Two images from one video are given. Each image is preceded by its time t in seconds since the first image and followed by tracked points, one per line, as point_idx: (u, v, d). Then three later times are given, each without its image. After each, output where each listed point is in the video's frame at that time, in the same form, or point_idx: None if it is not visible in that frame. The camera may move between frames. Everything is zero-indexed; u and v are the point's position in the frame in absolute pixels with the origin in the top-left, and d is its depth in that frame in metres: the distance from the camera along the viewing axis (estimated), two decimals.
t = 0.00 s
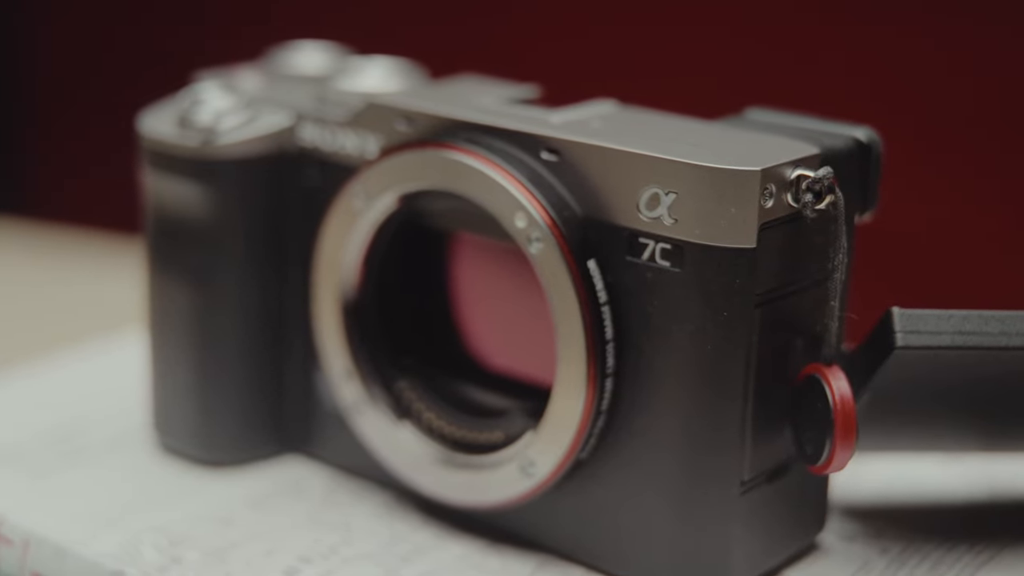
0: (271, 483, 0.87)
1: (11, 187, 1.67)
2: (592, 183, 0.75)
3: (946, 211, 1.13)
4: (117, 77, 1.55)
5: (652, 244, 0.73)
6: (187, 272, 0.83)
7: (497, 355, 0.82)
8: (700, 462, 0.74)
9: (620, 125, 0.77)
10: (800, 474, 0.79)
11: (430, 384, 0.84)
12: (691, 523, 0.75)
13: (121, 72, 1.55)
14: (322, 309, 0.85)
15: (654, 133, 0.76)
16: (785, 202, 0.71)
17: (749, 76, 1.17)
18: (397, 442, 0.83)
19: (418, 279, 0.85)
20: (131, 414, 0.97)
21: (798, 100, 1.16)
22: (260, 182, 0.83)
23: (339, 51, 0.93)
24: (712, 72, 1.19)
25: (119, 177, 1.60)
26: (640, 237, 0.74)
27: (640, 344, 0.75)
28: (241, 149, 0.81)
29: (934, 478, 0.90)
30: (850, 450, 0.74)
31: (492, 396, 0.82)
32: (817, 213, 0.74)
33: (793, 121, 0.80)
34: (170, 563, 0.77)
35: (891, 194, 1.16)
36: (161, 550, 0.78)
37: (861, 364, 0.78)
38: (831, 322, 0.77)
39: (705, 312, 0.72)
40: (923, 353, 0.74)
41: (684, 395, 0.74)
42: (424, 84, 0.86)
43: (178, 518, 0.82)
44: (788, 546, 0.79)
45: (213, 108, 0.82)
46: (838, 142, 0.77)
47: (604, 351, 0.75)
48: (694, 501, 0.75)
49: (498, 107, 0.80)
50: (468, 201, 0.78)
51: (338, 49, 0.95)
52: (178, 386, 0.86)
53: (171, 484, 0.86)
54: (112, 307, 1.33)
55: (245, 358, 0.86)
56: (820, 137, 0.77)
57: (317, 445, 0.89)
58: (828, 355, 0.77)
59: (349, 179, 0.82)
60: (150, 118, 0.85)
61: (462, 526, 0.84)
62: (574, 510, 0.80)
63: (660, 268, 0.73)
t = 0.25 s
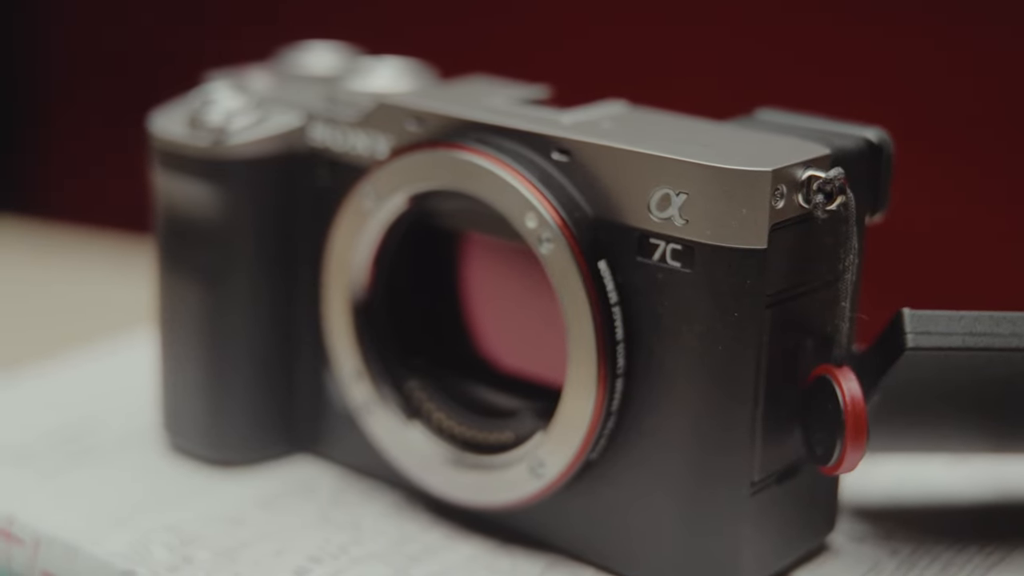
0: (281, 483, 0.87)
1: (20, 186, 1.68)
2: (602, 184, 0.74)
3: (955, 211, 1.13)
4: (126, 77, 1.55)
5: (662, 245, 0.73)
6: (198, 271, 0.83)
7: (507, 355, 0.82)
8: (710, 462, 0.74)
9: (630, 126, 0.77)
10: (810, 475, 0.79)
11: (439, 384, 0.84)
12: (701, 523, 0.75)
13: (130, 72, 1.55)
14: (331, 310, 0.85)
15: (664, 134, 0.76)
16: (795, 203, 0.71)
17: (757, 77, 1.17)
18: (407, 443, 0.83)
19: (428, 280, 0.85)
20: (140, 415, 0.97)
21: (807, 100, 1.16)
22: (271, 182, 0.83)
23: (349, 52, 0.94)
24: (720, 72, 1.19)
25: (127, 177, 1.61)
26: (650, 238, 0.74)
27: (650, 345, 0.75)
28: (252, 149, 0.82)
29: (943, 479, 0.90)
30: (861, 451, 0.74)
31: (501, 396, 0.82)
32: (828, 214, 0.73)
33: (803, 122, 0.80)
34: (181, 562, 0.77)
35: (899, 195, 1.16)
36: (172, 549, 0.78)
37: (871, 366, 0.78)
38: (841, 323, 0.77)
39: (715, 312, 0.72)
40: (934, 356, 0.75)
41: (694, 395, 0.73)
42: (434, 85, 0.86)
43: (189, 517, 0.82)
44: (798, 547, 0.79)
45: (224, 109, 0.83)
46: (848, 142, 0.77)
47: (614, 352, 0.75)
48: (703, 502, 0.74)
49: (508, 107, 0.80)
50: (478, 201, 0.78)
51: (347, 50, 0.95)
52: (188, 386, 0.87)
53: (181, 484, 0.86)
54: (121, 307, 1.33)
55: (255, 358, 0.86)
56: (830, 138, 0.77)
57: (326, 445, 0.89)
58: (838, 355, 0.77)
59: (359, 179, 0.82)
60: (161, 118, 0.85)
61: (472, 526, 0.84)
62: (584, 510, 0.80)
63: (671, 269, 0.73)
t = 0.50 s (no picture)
0: (291, 482, 0.87)
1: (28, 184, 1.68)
2: (612, 184, 0.74)
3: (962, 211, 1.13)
4: (134, 77, 1.56)
5: (673, 245, 0.73)
6: (207, 271, 0.83)
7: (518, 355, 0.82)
8: (720, 462, 0.74)
9: (641, 126, 0.77)
10: (820, 475, 0.79)
11: (449, 384, 0.84)
12: (710, 524, 0.75)
13: (138, 72, 1.55)
14: (341, 309, 0.85)
15: (675, 134, 0.76)
16: (806, 204, 0.71)
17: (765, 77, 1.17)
18: (417, 442, 0.83)
19: (438, 280, 0.85)
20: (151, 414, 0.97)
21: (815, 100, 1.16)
22: (281, 182, 0.83)
23: (359, 52, 0.94)
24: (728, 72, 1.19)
25: (135, 176, 1.61)
26: (661, 238, 0.73)
27: (661, 345, 0.75)
28: (262, 149, 0.82)
29: (952, 480, 0.90)
30: (871, 451, 0.74)
31: (511, 396, 0.82)
32: (839, 215, 0.73)
33: (814, 122, 0.80)
34: (190, 561, 0.77)
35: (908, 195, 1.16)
36: (182, 549, 0.78)
37: (882, 368, 0.79)
38: (852, 323, 0.76)
39: (726, 313, 0.72)
40: (945, 356, 0.75)
41: (705, 396, 0.73)
42: (444, 85, 0.86)
43: (199, 517, 0.82)
44: (808, 548, 0.79)
45: (234, 108, 0.83)
46: (859, 143, 0.77)
47: (625, 352, 0.75)
48: (713, 502, 0.74)
49: (518, 107, 0.80)
50: (489, 201, 0.78)
51: (358, 49, 0.95)
52: (198, 386, 0.87)
53: (191, 483, 0.86)
54: (128, 307, 1.33)
55: (265, 357, 0.86)
56: (841, 138, 0.77)
57: (336, 445, 0.89)
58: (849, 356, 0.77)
59: (369, 179, 0.82)
60: (172, 118, 0.86)
61: (481, 526, 0.84)
62: (593, 510, 0.80)
63: (681, 269, 0.73)
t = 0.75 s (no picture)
0: (298, 483, 0.87)
1: (36, 184, 1.68)
2: (621, 184, 0.74)
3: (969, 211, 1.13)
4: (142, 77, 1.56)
5: (681, 246, 0.73)
6: (216, 271, 0.83)
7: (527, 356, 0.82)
8: (728, 463, 0.74)
9: (650, 126, 0.77)
10: (829, 476, 0.79)
11: (457, 385, 0.84)
12: (718, 524, 0.75)
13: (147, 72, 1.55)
14: (349, 309, 0.85)
15: (684, 135, 0.76)
16: (815, 205, 0.71)
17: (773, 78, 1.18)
18: (425, 443, 0.83)
19: (447, 281, 0.85)
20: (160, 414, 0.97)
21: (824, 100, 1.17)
22: (289, 182, 0.83)
23: (369, 52, 0.94)
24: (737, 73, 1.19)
25: (143, 177, 1.61)
26: (669, 239, 0.73)
27: (670, 346, 0.75)
28: (271, 149, 0.82)
29: (961, 481, 0.90)
30: (879, 452, 0.74)
31: (519, 397, 0.82)
32: (848, 216, 0.73)
33: (823, 123, 0.80)
34: (198, 561, 0.77)
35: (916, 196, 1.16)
36: (189, 548, 0.78)
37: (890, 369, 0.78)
38: (861, 324, 0.76)
39: (734, 314, 0.71)
40: (954, 357, 0.75)
41: (713, 396, 0.73)
42: (453, 85, 0.86)
43: (206, 516, 0.82)
44: (816, 548, 0.79)
45: (243, 108, 0.83)
46: (867, 143, 0.77)
47: (633, 353, 0.75)
48: (721, 503, 0.74)
49: (528, 108, 0.80)
50: (497, 202, 0.78)
51: (367, 50, 0.96)
52: (206, 386, 0.87)
53: (199, 482, 0.87)
54: (136, 307, 1.33)
55: (273, 358, 0.86)
56: (849, 139, 0.77)
57: (344, 445, 0.89)
58: (857, 357, 0.77)
59: (378, 179, 0.82)
60: (181, 118, 0.86)
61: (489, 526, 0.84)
62: (601, 511, 0.80)
63: (690, 270, 0.73)
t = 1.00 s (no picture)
0: (302, 483, 0.87)
1: (37, 184, 1.68)
2: (625, 184, 0.74)
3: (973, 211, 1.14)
4: (144, 76, 1.56)
5: (686, 246, 0.73)
6: (220, 271, 0.83)
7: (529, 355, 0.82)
8: (733, 463, 0.74)
9: (654, 126, 0.77)
10: (833, 477, 0.79)
11: (461, 384, 0.84)
12: (723, 524, 0.75)
13: (149, 71, 1.55)
14: (355, 309, 0.85)
15: (688, 135, 0.76)
16: (820, 205, 0.71)
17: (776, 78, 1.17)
18: (429, 442, 0.83)
19: (450, 280, 0.85)
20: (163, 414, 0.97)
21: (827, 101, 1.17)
22: (293, 182, 0.83)
23: (372, 53, 0.94)
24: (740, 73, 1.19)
25: (145, 177, 1.61)
26: (674, 239, 0.73)
27: (674, 346, 0.75)
28: (274, 149, 0.82)
29: (964, 482, 0.90)
30: (884, 453, 0.74)
31: (523, 397, 0.82)
32: (853, 216, 0.73)
33: (827, 123, 0.80)
34: (202, 561, 0.77)
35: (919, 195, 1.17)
36: (194, 548, 0.78)
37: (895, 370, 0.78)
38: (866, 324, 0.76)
39: (739, 314, 0.71)
40: (958, 357, 0.75)
41: (718, 397, 0.73)
42: (457, 85, 0.86)
43: (211, 517, 0.82)
44: (821, 548, 0.79)
45: (248, 108, 0.83)
46: (871, 144, 0.77)
47: (638, 353, 0.75)
48: (726, 503, 0.74)
49: (532, 108, 0.80)
50: (502, 202, 0.78)
51: (370, 50, 0.96)
52: (210, 386, 0.87)
53: (203, 483, 0.87)
54: (138, 307, 1.33)
55: (277, 358, 0.86)
56: (854, 139, 0.77)
57: (347, 445, 0.89)
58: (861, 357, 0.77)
59: (382, 179, 0.82)
60: (185, 118, 0.86)
61: (492, 526, 0.84)
62: (605, 511, 0.80)
63: (695, 270, 0.73)
